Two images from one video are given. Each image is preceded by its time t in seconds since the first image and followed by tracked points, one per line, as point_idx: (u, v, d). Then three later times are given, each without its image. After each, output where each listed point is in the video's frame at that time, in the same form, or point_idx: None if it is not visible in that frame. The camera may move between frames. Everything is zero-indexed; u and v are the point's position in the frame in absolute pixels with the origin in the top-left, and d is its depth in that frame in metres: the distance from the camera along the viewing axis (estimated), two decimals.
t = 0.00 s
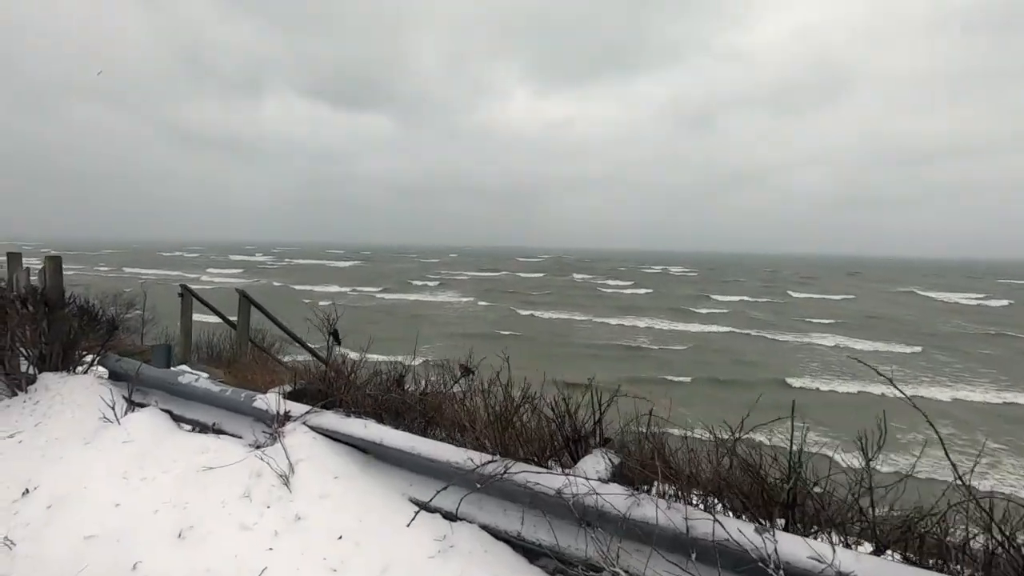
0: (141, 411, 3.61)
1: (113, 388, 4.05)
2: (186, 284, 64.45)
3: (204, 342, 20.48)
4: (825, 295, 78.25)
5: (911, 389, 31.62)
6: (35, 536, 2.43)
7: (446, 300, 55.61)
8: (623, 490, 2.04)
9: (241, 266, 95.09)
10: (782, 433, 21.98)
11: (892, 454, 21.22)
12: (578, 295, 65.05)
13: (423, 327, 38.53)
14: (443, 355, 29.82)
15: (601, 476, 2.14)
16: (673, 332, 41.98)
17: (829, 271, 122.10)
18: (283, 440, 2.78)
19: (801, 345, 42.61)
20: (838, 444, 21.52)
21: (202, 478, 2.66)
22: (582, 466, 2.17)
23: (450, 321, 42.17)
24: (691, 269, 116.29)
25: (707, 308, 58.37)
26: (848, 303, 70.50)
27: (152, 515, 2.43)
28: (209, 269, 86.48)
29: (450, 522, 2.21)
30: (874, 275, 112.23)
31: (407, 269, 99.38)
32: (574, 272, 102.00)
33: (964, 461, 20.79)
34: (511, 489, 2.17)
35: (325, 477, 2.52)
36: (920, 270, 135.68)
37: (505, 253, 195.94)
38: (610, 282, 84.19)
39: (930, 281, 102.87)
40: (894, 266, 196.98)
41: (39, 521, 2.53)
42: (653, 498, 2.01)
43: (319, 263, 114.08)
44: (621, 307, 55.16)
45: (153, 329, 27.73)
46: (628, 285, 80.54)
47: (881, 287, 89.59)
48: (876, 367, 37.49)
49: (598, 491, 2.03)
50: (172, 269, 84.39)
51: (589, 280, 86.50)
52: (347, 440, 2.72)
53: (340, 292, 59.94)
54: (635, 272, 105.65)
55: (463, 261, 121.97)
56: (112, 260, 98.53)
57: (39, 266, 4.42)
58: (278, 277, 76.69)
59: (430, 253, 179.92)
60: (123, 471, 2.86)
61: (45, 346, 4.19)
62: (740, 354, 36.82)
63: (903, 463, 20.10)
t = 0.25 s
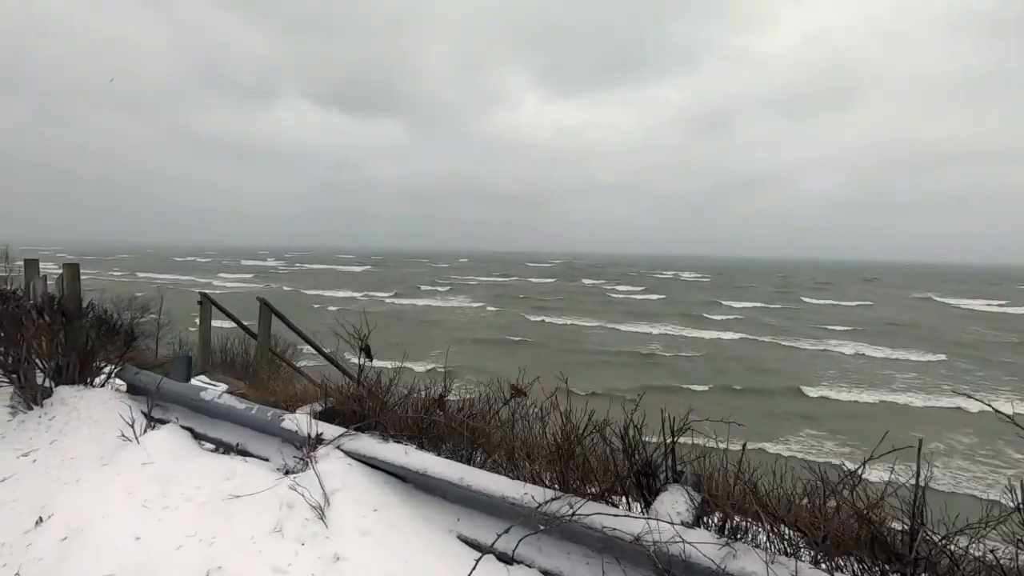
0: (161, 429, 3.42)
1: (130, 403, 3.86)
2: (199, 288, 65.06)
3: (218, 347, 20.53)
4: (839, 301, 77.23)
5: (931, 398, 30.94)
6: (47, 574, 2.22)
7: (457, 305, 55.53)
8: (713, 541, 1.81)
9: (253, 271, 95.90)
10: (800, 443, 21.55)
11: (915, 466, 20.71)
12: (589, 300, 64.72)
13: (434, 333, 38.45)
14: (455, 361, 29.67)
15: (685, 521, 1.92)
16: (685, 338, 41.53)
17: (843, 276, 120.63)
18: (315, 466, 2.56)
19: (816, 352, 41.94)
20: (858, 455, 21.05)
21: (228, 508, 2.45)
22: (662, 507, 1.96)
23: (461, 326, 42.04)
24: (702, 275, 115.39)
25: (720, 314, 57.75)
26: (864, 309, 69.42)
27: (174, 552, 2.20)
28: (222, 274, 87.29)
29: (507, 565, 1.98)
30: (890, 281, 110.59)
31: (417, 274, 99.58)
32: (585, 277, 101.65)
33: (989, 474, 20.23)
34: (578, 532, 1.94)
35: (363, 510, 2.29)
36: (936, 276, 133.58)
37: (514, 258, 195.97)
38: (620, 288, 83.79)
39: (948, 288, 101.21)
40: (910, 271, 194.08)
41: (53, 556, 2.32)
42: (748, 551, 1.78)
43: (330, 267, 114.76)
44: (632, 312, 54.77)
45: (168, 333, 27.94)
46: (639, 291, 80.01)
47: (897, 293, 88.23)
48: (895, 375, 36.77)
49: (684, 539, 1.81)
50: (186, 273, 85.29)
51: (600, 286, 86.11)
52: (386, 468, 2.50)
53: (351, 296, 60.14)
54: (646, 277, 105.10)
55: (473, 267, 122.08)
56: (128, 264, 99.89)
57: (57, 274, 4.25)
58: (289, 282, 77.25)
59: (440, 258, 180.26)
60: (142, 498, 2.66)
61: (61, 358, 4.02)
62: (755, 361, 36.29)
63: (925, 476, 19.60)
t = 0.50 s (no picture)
0: (161, 439, 3.20)
1: (130, 409, 3.66)
2: (204, 284, 65.19)
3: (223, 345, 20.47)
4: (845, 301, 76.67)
5: (939, 400, 30.61)
6: None
7: (461, 303, 55.40)
8: None
9: (258, 268, 96.19)
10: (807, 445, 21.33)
11: (923, 467, 20.46)
12: (593, 299, 64.51)
13: (438, 331, 38.36)
14: (459, 359, 29.57)
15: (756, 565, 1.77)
16: (691, 338, 41.27)
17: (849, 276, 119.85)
18: (328, 484, 2.35)
19: (823, 353, 41.60)
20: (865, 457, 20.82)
21: (231, 533, 2.21)
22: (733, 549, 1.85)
23: (465, 325, 41.90)
24: (707, 274, 115.02)
25: (725, 313, 57.43)
26: (870, 309, 68.93)
27: None
28: (226, 271, 87.48)
29: None
30: (896, 281, 109.89)
31: (421, 272, 99.56)
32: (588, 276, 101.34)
33: (999, 477, 19.95)
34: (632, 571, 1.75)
35: (382, 536, 2.06)
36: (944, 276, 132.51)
37: (518, 256, 195.95)
38: (624, 287, 83.51)
39: (955, 288, 100.35)
40: (917, 272, 192.74)
41: None
42: None
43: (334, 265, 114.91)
44: (637, 311, 54.51)
45: (172, 330, 27.95)
46: (643, 290, 79.73)
47: (904, 293, 87.50)
48: (902, 376, 36.41)
49: None
50: (191, 270, 85.68)
51: (604, 284, 85.83)
52: (406, 487, 2.28)
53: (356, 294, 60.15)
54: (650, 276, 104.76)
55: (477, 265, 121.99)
56: (135, 261, 100.70)
57: (54, 271, 4.03)
58: (293, 279, 77.31)
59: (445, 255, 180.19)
60: (139, 517, 2.44)
61: (58, 360, 3.80)
62: (761, 362, 36.00)
63: (934, 478, 19.34)
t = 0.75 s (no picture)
0: (142, 452, 2.92)
1: (110, 419, 3.36)
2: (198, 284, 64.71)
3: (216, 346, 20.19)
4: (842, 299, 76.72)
5: (937, 398, 30.54)
6: None
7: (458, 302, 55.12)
8: None
9: (254, 267, 95.69)
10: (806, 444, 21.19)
11: (921, 465, 20.36)
12: (590, 297, 64.30)
13: (434, 331, 38.11)
14: (456, 359, 29.35)
15: None
16: (688, 336, 41.14)
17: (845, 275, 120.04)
18: (328, 505, 2.07)
19: (820, 351, 41.54)
20: (864, 456, 20.69)
21: (217, 563, 1.94)
22: None
23: (462, 324, 41.63)
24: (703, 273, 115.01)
25: (722, 312, 57.36)
26: (866, 307, 68.98)
27: None
28: (220, 270, 86.82)
29: None
30: (892, 279, 110.05)
31: (418, 271, 99.20)
32: (585, 274, 101.18)
33: (998, 475, 19.85)
34: None
35: (391, 568, 1.79)
36: (939, 274, 132.97)
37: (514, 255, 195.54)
38: (621, 286, 83.35)
39: (951, 286, 100.59)
40: (912, 270, 193.42)
41: None
42: None
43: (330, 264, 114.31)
44: (634, 310, 54.37)
45: (166, 329, 27.66)
46: (640, 288, 79.60)
47: (900, 291, 87.64)
48: (899, 375, 36.35)
49: None
50: (186, 269, 85.19)
51: (600, 283, 85.70)
52: (417, 509, 2.02)
53: (352, 293, 59.82)
54: (646, 275, 104.75)
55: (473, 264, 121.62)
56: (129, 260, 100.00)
57: (30, 267, 3.73)
58: (288, 278, 76.83)
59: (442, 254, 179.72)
60: (113, 542, 2.16)
61: (34, 363, 3.50)
62: (759, 360, 35.89)
63: (933, 477, 19.22)
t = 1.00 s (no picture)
0: (137, 487, 2.70)
1: (102, 447, 3.13)
2: (192, 288, 64.08)
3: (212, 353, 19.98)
4: (839, 301, 76.78)
5: (935, 401, 30.49)
6: None
7: (454, 306, 54.83)
8: None
9: (250, 271, 95.32)
10: (805, 447, 21.05)
11: (921, 468, 20.22)
12: (587, 301, 64.17)
13: (431, 335, 37.89)
14: (453, 363, 29.16)
15: None
16: (686, 339, 41.04)
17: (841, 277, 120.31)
18: (349, 556, 1.86)
19: (818, 353, 41.47)
20: (864, 459, 20.55)
21: None
22: None
23: (459, 328, 41.37)
24: (699, 275, 115.14)
25: (719, 314, 57.31)
26: (862, 309, 69.06)
27: None
28: (214, 274, 86.25)
29: None
30: (887, 280, 110.41)
31: (414, 274, 98.95)
32: (581, 277, 101.01)
33: (999, 478, 19.69)
34: None
35: None
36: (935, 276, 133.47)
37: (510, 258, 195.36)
38: (618, 288, 83.28)
39: (947, 287, 100.84)
40: (908, 272, 194.23)
41: None
42: None
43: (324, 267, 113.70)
44: (631, 313, 54.27)
45: (161, 334, 27.43)
46: (636, 291, 79.51)
47: (896, 293, 87.82)
48: (897, 377, 36.26)
49: None
50: (182, 274, 84.84)
51: (597, 286, 85.56)
52: (449, 562, 1.82)
53: (348, 297, 59.58)
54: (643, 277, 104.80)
55: (469, 267, 121.16)
56: (121, 265, 99.22)
57: (17, 284, 3.49)
58: (283, 282, 76.35)
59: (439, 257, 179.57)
60: None
61: (20, 387, 3.26)
62: (757, 363, 35.80)
63: (933, 480, 19.07)
